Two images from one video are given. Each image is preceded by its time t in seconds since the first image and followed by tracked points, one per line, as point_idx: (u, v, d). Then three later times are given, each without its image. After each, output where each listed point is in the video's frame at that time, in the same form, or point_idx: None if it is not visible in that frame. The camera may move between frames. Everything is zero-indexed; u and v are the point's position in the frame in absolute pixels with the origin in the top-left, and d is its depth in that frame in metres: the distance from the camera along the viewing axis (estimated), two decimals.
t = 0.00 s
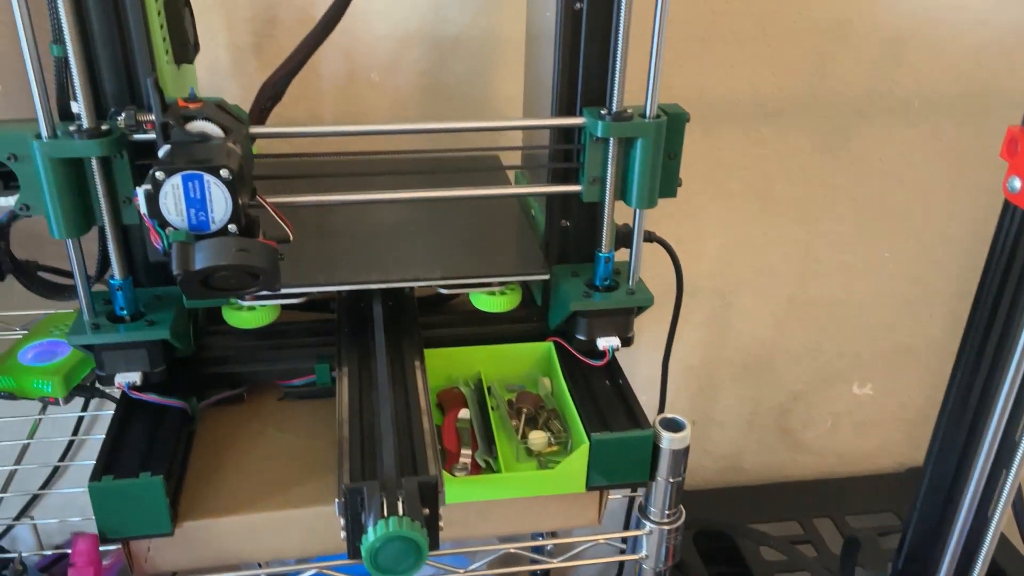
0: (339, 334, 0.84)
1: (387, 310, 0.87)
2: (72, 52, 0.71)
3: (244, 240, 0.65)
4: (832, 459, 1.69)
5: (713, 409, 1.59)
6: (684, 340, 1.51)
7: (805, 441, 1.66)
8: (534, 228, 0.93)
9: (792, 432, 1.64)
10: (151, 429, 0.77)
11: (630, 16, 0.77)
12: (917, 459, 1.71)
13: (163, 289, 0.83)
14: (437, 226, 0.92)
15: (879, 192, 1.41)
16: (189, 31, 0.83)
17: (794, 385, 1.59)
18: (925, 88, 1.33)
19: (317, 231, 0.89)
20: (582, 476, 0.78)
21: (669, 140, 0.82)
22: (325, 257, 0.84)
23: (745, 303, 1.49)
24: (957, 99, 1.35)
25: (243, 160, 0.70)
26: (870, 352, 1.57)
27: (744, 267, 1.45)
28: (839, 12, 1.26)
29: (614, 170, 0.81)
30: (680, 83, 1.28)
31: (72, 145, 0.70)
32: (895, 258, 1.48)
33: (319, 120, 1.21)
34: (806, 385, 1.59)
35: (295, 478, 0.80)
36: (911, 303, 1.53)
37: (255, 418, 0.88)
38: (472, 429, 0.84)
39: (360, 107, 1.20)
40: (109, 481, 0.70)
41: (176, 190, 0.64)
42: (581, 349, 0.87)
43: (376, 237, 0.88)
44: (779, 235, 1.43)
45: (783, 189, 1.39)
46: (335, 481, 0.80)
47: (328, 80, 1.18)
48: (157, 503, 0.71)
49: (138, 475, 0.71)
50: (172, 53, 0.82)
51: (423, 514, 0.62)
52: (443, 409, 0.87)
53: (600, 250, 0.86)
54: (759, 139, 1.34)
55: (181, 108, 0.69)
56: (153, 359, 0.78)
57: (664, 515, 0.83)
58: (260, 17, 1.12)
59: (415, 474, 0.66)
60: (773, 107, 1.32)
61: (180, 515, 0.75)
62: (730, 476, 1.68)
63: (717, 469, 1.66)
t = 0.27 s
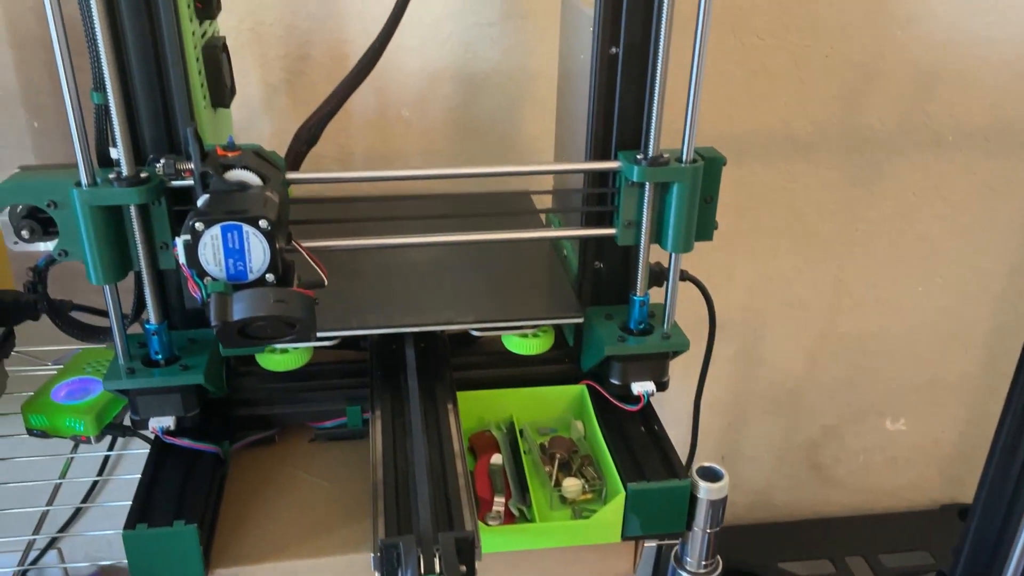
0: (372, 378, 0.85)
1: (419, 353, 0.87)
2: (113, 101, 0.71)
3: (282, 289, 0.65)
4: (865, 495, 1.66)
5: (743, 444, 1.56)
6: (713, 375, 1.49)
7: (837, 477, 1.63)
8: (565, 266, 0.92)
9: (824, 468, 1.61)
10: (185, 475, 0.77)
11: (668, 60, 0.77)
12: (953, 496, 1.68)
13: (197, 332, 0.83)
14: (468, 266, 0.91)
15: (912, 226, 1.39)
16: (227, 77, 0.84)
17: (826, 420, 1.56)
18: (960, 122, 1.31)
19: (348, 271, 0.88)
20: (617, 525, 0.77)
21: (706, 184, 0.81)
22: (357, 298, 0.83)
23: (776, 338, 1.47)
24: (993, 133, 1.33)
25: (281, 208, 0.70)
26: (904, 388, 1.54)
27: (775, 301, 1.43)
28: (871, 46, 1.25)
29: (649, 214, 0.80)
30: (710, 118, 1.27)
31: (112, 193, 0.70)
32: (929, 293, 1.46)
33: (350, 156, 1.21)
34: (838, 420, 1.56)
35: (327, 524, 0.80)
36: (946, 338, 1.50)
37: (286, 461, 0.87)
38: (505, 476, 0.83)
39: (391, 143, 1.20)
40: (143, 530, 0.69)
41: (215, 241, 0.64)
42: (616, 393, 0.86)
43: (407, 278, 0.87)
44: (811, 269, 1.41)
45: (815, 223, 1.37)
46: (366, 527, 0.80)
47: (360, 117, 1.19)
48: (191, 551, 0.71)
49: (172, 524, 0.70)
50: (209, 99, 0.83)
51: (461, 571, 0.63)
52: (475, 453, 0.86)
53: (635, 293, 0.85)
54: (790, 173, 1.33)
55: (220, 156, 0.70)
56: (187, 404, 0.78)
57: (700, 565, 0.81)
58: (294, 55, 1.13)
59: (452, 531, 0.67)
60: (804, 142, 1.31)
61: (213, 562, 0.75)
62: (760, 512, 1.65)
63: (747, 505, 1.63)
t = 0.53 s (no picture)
0: (385, 409, 0.87)
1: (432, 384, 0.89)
2: (133, 143, 0.73)
3: (297, 331, 0.66)
4: (879, 514, 1.65)
5: (755, 464, 1.57)
6: (726, 395, 1.49)
7: (850, 496, 1.62)
8: (576, 295, 0.92)
9: (837, 487, 1.61)
10: (202, 506, 0.79)
11: (676, 98, 0.78)
12: (967, 514, 1.67)
13: (214, 364, 0.84)
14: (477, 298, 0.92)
15: (925, 247, 1.39)
16: (244, 114, 0.85)
17: (839, 440, 1.56)
18: (972, 144, 1.31)
19: (361, 302, 0.89)
20: (627, 557, 0.78)
21: (715, 219, 0.82)
22: (370, 331, 0.84)
23: (788, 358, 1.47)
24: (1006, 154, 1.33)
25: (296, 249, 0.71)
26: (917, 407, 1.54)
27: (787, 322, 1.44)
28: (883, 69, 1.25)
29: (659, 248, 0.81)
30: (722, 141, 1.27)
31: (131, 233, 0.72)
32: (942, 313, 1.45)
33: (364, 181, 1.23)
34: (851, 439, 1.56)
35: (341, 555, 0.81)
36: (959, 357, 1.50)
37: (301, 490, 0.89)
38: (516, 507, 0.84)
39: (405, 169, 1.22)
40: (162, 564, 0.71)
41: (232, 284, 0.66)
42: (626, 425, 0.87)
43: (418, 310, 0.88)
44: (823, 290, 1.41)
45: (827, 244, 1.37)
46: (380, 558, 0.81)
47: (374, 144, 1.21)
48: None
49: (189, 557, 0.72)
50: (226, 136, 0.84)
51: None
52: (487, 484, 0.87)
53: (645, 325, 0.86)
54: (801, 195, 1.33)
55: (237, 198, 0.71)
56: (205, 437, 0.80)
57: None
58: (308, 84, 1.15)
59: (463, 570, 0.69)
60: (816, 164, 1.31)
61: None
62: (774, 530, 1.65)
63: (760, 523, 1.63)
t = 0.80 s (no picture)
0: (398, 424, 0.90)
1: (443, 399, 0.92)
2: (153, 173, 0.75)
3: (314, 358, 0.69)
4: (883, 512, 1.68)
5: (761, 464, 1.59)
6: (731, 397, 1.51)
7: (855, 495, 1.65)
8: (583, 311, 0.95)
9: (842, 486, 1.64)
10: (224, 520, 0.82)
11: (679, 123, 0.80)
12: (970, 512, 1.69)
13: (232, 382, 0.87)
14: (487, 313, 0.94)
15: (928, 252, 1.41)
16: (258, 138, 0.87)
17: (844, 440, 1.58)
18: (975, 150, 1.32)
19: (373, 319, 0.92)
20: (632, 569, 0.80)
21: (717, 240, 0.84)
22: (383, 349, 0.86)
23: (793, 361, 1.49)
24: (1009, 159, 1.34)
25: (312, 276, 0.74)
26: (921, 407, 1.56)
27: (792, 326, 1.46)
28: (887, 79, 1.26)
29: (662, 268, 0.84)
30: (727, 150, 1.29)
31: (153, 261, 0.75)
32: (945, 315, 1.47)
33: (374, 194, 1.25)
34: (855, 439, 1.59)
35: (357, 566, 0.84)
36: (962, 359, 1.52)
37: (317, 501, 0.92)
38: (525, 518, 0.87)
39: (414, 181, 1.25)
40: None
41: (251, 313, 0.69)
42: (632, 438, 0.90)
43: (430, 327, 0.90)
44: (827, 294, 1.43)
45: (831, 249, 1.39)
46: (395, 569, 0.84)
47: (384, 156, 1.23)
48: None
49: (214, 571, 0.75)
50: (242, 161, 0.86)
51: None
52: (497, 495, 0.90)
53: (649, 342, 0.88)
54: (806, 202, 1.35)
55: (254, 228, 0.74)
56: (225, 453, 0.83)
57: None
58: (320, 99, 1.17)
59: None
60: (820, 172, 1.32)
61: None
62: (779, 528, 1.68)
63: (765, 522, 1.66)
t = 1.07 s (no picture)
0: (414, 427, 0.93)
1: (457, 402, 0.95)
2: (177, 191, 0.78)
3: (335, 371, 0.73)
4: (884, 497, 1.72)
5: (764, 452, 1.63)
6: (735, 388, 1.55)
7: (856, 481, 1.69)
8: (591, 314, 0.97)
9: (843, 473, 1.67)
10: (248, 521, 0.86)
11: (685, 137, 0.82)
12: (969, 497, 1.73)
13: (254, 386, 0.90)
14: (499, 319, 0.97)
15: (929, 245, 1.43)
16: (274, 150, 0.90)
17: (845, 429, 1.62)
18: (977, 146, 1.34)
19: (387, 325, 0.95)
20: (641, 566, 0.84)
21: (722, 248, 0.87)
22: (398, 355, 0.89)
23: (795, 353, 1.52)
24: (1010, 154, 1.36)
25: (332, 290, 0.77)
26: (921, 396, 1.59)
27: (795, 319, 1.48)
28: (889, 77, 1.27)
29: (669, 276, 0.86)
30: (731, 149, 1.31)
31: (179, 276, 0.77)
32: (946, 307, 1.50)
33: (384, 194, 1.28)
34: (857, 428, 1.62)
35: (376, 563, 0.88)
36: (962, 349, 1.54)
37: (336, 499, 0.95)
38: (537, 516, 0.91)
39: (424, 181, 1.27)
40: None
41: (275, 328, 0.71)
42: (639, 438, 0.93)
43: (444, 332, 0.93)
44: (829, 288, 1.46)
45: (834, 244, 1.41)
46: (413, 566, 0.88)
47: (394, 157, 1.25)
48: None
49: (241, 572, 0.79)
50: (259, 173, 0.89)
51: None
52: (510, 493, 0.94)
53: (656, 346, 0.91)
54: (809, 199, 1.37)
55: (275, 243, 0.77)
56: (248, 456, 0.87)
57: None
58: (331, 103, 1.19)
59: None
60: (823, 169, 1.34)
61: None
62: (781, 514, 1.72)
63: (768, 507, 1.71)
